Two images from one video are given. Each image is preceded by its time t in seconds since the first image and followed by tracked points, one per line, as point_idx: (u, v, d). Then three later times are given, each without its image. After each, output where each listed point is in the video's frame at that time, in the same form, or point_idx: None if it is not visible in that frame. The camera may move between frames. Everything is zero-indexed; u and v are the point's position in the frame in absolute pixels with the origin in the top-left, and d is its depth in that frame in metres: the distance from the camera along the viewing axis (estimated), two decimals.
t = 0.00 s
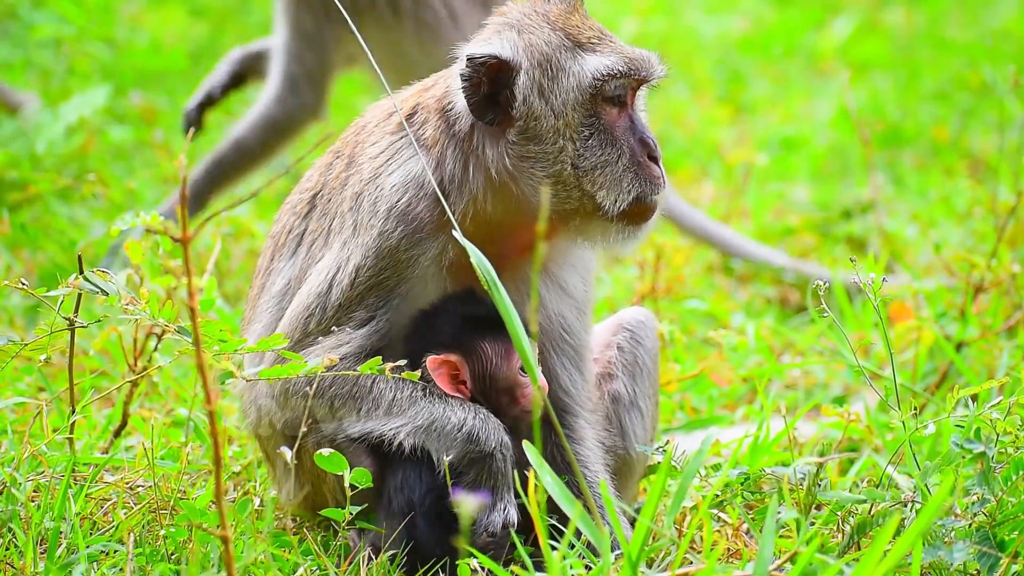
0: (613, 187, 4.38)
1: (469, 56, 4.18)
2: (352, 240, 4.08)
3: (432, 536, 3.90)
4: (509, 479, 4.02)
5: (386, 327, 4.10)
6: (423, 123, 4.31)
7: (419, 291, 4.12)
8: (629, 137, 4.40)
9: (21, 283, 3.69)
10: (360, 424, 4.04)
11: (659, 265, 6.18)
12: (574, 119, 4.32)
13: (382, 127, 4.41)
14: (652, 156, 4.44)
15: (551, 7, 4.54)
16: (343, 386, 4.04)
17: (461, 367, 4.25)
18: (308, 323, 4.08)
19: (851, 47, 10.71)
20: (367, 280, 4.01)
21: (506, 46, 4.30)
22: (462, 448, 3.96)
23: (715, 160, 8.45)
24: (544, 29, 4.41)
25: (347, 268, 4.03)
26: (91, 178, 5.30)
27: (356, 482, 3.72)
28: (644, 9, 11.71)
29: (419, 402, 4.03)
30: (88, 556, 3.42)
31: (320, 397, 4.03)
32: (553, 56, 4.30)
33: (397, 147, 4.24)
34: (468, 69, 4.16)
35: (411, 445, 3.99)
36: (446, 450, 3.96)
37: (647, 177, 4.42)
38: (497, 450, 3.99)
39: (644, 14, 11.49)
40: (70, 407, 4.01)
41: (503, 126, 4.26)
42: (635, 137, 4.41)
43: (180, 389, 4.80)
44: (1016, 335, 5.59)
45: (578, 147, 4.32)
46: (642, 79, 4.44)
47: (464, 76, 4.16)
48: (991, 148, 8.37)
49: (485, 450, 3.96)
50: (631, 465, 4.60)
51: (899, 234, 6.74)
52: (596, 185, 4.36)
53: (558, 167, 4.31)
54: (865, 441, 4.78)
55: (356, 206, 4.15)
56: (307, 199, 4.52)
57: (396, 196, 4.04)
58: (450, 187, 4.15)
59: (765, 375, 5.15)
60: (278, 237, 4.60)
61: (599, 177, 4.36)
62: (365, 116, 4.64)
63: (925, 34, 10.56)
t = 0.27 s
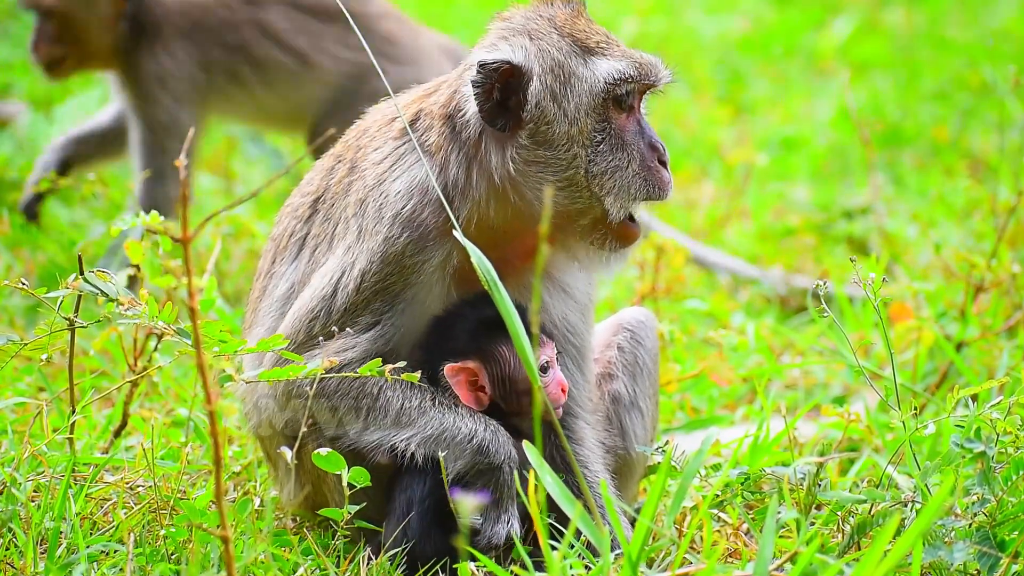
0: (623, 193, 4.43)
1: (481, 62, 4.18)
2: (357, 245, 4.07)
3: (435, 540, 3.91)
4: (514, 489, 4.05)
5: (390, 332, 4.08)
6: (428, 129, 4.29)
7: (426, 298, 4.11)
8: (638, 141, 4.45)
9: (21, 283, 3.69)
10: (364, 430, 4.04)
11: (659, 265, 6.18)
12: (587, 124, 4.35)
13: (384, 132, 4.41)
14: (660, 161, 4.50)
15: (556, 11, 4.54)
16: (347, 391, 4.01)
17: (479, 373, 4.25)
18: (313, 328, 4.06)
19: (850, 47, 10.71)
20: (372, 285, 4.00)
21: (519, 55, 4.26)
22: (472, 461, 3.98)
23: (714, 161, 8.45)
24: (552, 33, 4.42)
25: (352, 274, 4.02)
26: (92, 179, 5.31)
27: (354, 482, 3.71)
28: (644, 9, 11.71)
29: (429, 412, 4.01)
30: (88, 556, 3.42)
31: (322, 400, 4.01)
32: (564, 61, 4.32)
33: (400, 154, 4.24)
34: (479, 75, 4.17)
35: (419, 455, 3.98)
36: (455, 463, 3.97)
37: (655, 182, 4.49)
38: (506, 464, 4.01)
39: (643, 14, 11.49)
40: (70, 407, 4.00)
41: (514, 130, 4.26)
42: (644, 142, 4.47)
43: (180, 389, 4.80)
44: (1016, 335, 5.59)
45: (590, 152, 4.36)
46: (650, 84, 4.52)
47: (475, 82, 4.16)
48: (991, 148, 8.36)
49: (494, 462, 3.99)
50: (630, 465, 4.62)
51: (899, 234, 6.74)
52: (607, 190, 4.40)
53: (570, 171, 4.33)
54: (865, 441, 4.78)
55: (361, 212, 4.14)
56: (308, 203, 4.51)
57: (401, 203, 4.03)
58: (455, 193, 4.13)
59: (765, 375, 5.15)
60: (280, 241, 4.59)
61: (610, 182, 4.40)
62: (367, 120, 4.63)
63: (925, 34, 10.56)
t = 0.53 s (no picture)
0: (620, 188, 4.40)
1: (476, 59, 4.19)
2: (358, 238, 4.09)
3: (429, 538, 3.90)
4: (502, 469, 4.04)
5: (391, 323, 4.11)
6: (427, 123, 4.31)
7: (424, 287, 4.14)
8: (636, 138, 4.43)
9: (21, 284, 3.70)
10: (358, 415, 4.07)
11: (659, 265, 6.18)
12: (582, 120, 4.34)
13: (386, 129, 4.42)
14: (658, 157, 4.47)
15: (553, 9, 4.54)
16: (346, 382, 4.04)
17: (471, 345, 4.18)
18: (315, 321, 4.11)
19: (850, 47, 10.71)
20: (372, 277, 4.02)
21: (514, 51, 4.28)
22: (459, 437, 3.98)
23: (714, 161, 8.46)
24: (548, 30, 4.42)
25: (353, 266, 4.04)
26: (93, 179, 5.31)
27: (353, 481, 3.71)
28: (644, 10, 11.72)
29: (417, 392, 4.01)
30: (88, 556, 3.43)
31: (320, 389, 4.04)
32: (560, 58, 4.33)
33: (402, 148, 4.25)
34: (476, 72, 4.17)
35: (410, 435, 4.01)
36: (442, 441, 3.98)
37: (653, 178, 4.45)
38: (493, 442, 4.01)
39: (643, 15, 11.50)
40: (70, 407, 4.00)
41: (511, 129, 4.26)
42: (641, 138, 4.44)
43: (180, 389, 4.80)
44: (1016, 335, 5.59)
45: (587, 149, 4.35)
46: (647, 82, 4.49)
47: (472, 78, 4.16)
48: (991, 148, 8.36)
49: (480, 441, 3.98)
50: (630, 465, 4.61)
51: (899, 234, 6.73)
52: (604, 186, 4.38)
53: (566, 168, 4.32)
54: (865, 441, 4.78)
55: (362, 207, 4.16)
56: (310, 200, 4.53)
57: (404, 197, 4.04)
58: (455, 185, 4.13)
59: (765, 375, 5.15)
60: (281, 237, 4.62)
61: (606, 178, 4.38)
62: (370, 116, 4.65)
63: (925, 34, 10.56)
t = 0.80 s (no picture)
0: (566, 152, 4.33)
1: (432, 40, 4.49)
2: (359, 231, 4.21)
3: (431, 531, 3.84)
4: (507, 445, 4.07)
5: (394, 313, 4.22)
6: (419, 115, 4.45)
7: (429, 280, 4.21)
8: (583, 99, 4.39)
9: (21, 284, 3.70)
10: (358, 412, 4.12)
11: (659, 265, 6.18)
12: (523, 89, 4.39)
13: (381, 122, 4.54)
14: (610, 115, 4.36)
15: None
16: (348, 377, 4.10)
17: (497, 344, 4.22)
18: (317, 311, 4.25)
19: (850, 48, 10.71)
20: (372, 269, 4.14)
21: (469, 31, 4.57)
22: (458, 418, 4.02)
23: (714, 161, 8.46)
24: (503, 6, 4.56)
25: (355, 259, 4.17)
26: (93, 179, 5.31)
27: (352, 480, 3.71)
28: (644, 10, 11.72)
29: (415, 379, 4.05)
30: (88, 556, 3.42)
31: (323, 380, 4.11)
32: (502, 33, 4.48)
33: (396, 140, 4.37)
34: (433, 56, 4.43)
35: (412, 426, 4.06)
36: (443, 425, 4.01)
37: (604, 134, 4.32)
38: (493, 418, 4.06)
39: (643, 15, 11.51)
40: (71, 407, 4.00)
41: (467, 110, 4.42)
42: (589, 99, 4.38)
43: (180, 389, 4.80)
44: (1016, 335, 5.59)
45: (530, 115, 4.36)
46: (593, 37, 4.41)
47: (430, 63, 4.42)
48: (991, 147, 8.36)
49: (479, 419, 4.03)
50: (630, 465, 4.61)
51: (899, 234, 6.73)
52: (549, 150, 4.34)
53: (515, 139, 4.35)
54: (865, 441, 4.78)
55: (362, 200, 4.28)
56: (313, 197, 4.66)
57: (402, 187, 4.14)
58: (451, 171, 4.26)
59: (765, 375, 5.15)
60: (284, 235, 4.74)
61: (551, 142, 4.33)
62: (369, 113, 4.77)
63: (925, 34, 10.56)
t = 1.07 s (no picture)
0: (536, 145, 4.32)
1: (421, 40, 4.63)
2: (359, 227, 4.22)
3: (431, 538, 3.95)
4: (502, 455, 4.06)
5: (394, 310, 4.22)
6: (418, 113, 4.49)
7: (427, 276, 4.21)
8: (556, 93, 4.41)
9: (23, 284, 3.72)
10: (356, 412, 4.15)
11: (659, 265, 6.18)
12: (498, 82, 4.43)
13: (383, 119, 4.55)
14: (582, 107, 4.36)
15: None
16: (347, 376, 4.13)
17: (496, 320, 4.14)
18: (316, 309, 4.26)
19: (850, 48, 10.70)
20: (371, 267, 4.15)
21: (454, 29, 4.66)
22: (455, 428, 4.02)
23: (714, 161, 8.46)
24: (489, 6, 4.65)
25: (354, 256, 4.18)
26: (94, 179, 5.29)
27: (351, 480, 3.71)
28: (644, 10, 11.72)
29: (413, 385, 4.06)
30: (88, 556, 3.42)
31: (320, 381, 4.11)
32: (483, 31, 4.57)
33: (395, 137, 4.38)
34: (423, 55, 4.55)
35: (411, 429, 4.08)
36: (440, 432, 4.01)
37: (574, 126, 4.32)
38: (490, 429, 4.05)
39: (643, 15, 11.51)
40: (71, 407, 4.01)
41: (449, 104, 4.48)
42: (563, 92, 4.40)
43: (180, 389, 4.80)
44: (1016, 335, 5.59)
45: (502, 108, 4.39)
46: (567, 31, 4.45)
47: (420, 62, 4.53)
48: (991, 147, 8.36)
49: (476, 428, 4.02)
50: (631, 465, 4.61)
51: (899, 234, 6.74)
52: (519, 143, 4.33)
53: (488, 130, 4.37)
54: (865, 441, 4.78)
55: (363, 197, 4.29)
56: (316, 195, 4.68)
57: (401, 184, 4.15)
58: (447, 166, 4.24)
59: (765, 375, 5.15)
60: (287, 234, 4.75)
61: (522, 135, 4.33)
62: (373, 112, 4.78)
63: (925, 34, 10.56)
